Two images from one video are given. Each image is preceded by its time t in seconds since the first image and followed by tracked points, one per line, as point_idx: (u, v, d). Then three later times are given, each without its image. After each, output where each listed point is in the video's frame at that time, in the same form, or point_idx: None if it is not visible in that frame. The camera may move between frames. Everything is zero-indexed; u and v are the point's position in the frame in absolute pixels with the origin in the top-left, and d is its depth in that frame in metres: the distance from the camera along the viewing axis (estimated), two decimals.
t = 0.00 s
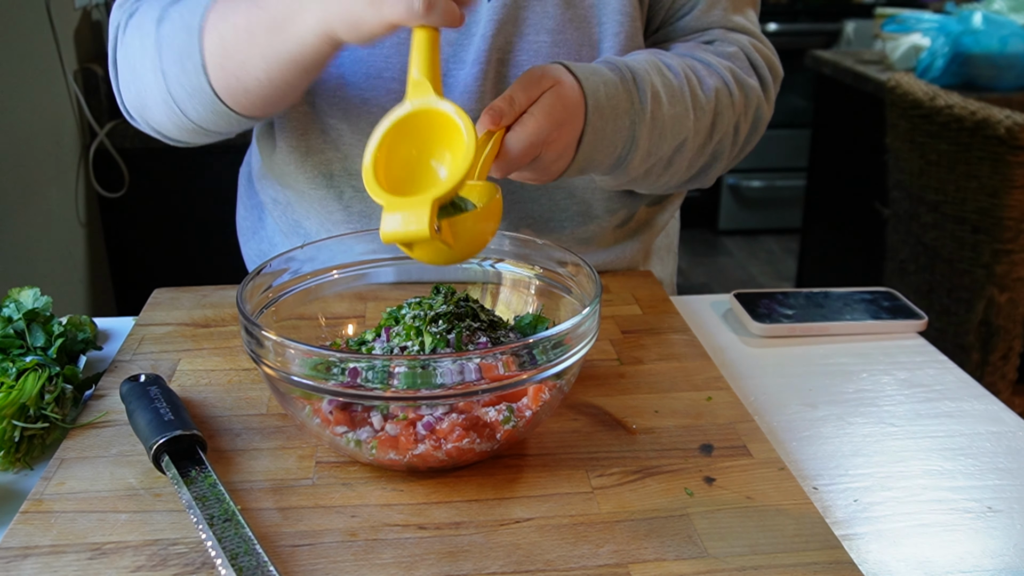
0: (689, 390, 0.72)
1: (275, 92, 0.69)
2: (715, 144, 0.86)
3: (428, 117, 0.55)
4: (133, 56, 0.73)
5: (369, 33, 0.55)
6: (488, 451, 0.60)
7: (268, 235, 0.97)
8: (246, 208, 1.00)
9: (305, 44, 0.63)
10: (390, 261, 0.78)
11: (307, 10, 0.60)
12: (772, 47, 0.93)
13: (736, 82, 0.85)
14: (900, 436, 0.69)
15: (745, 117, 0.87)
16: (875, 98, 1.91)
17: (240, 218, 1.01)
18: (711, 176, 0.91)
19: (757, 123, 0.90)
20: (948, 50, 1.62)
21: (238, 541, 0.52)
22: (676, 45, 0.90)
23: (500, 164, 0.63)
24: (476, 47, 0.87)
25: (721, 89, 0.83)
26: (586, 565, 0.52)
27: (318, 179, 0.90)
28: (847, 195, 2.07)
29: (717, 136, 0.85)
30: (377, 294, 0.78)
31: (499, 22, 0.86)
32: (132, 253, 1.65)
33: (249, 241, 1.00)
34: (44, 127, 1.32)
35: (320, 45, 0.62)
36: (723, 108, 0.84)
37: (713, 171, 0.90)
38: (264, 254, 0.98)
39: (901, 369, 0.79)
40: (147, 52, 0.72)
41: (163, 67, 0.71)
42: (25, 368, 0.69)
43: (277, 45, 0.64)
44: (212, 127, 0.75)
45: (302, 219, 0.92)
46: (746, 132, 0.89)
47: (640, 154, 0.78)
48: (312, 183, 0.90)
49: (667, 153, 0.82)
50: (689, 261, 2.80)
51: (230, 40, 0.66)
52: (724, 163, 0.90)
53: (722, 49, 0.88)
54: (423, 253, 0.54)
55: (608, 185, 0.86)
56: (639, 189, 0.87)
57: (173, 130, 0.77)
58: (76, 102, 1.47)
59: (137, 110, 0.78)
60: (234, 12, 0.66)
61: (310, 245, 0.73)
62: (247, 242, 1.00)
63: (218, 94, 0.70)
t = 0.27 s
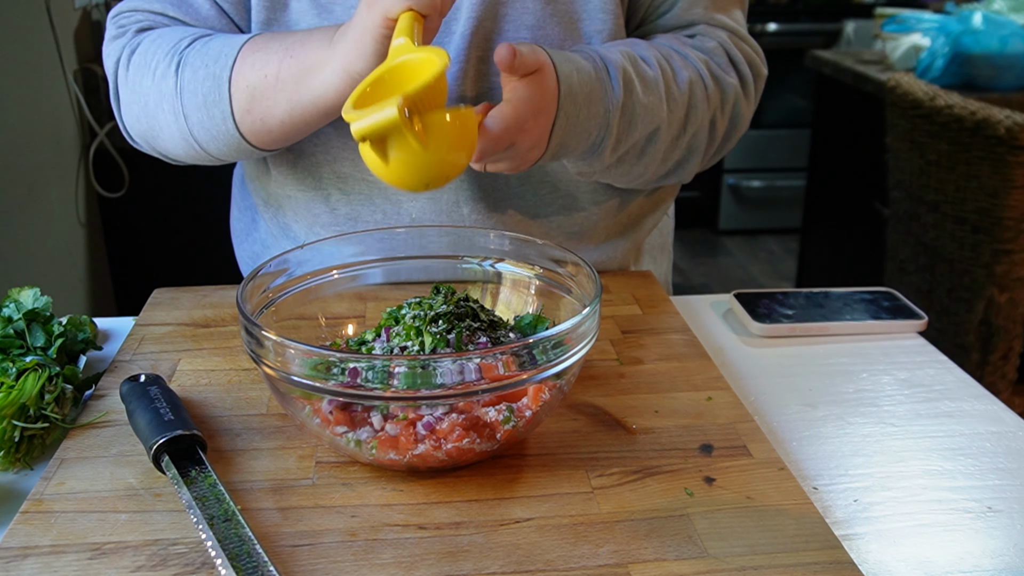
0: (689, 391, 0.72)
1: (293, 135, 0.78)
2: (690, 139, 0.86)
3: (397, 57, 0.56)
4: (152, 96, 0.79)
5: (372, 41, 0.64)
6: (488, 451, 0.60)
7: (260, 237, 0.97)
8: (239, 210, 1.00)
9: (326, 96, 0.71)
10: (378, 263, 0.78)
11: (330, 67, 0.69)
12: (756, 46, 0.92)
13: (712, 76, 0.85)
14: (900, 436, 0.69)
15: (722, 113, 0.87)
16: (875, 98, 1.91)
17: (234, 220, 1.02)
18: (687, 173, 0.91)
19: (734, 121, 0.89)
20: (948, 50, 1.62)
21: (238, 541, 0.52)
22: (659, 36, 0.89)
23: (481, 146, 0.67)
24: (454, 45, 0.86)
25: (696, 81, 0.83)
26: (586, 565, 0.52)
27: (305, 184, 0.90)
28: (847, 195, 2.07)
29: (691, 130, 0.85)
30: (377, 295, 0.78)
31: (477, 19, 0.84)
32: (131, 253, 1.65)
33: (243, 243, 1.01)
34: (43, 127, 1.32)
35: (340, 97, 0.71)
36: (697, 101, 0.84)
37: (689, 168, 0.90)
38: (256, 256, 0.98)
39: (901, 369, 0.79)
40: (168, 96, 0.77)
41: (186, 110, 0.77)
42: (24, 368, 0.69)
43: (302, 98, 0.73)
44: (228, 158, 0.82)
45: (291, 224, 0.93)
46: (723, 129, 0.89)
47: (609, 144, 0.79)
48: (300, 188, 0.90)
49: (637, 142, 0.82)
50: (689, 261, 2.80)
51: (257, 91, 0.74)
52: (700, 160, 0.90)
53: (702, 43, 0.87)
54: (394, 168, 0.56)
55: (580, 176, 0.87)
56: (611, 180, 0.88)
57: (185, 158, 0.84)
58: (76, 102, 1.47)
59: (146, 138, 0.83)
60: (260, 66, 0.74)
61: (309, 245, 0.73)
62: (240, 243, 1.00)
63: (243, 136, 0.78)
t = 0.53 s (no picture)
0: (689, 390, 0.72)
1: (283, 159, 0.79)
2: (669, 143, 0.86)
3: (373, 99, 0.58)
4: (145, 109, 0.79)
5: (364, 79, 0.65)
6: (488, 451, 0.60)
7: (255, 237, 0.97)
8: (236, 209, 1.01)
9: (318, 130, 0.73)
10: (371, 263, 0.77)
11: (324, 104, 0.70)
12: (745, 50, 0.92)
13: (693, 81, 0.85)
14: (900, 436, 0.69)
15: (703, 118, 0.87)
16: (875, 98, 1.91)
17: (230, 220, 1.02)
18: (667, 177, 0.91)
19: (718, 125, 0.89)
20: (948, 50, 1.62)
21: (238, 541, 0.52)
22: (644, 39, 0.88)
23: (456, 158, 0.65)
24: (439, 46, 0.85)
25: (675, 86, 0.83)
26: (586, 565, 0.52)
27: (297, 185, 0.90)
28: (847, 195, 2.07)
29: (668, 135, 0.85)
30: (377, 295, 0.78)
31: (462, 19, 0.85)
32: (131, 253, 1.66)
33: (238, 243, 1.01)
34: (44, 127, 1.32)
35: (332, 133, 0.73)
36: (676, 106, 0.84)
37: (671, 172, 0.90)
38: (252, 256, 0.98)
39: (901, 369, 0.79)
40: (162, 110, 0.78)
41: (179, 127, 0.78)
42: (25, 368, 0.69)
43: (296, 130, 0.74)
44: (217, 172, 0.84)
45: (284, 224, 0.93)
46: (705, 132, 0.89)
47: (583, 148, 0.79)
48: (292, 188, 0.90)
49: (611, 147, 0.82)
50: (689, 261, 2.80)
51: (252, 117, 0.75)
52: (682, 164, 0.90)
53: (686, 46, 0.87)
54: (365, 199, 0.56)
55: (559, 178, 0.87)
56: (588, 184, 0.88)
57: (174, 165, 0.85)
58: (76, 102, 1.47)
59: (137, 142, 0.85)
60: (257, 94, 0.74)
61: (309, 245, 0.73)
62: (237, 243, 1.01)
63: (234, 157, 0.79)
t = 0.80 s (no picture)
0: (689, 391, 0.72)
1: (292, 191, 0.80)
2: (664, 154, 0.86)
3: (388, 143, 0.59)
4: (156, 130, 0.80)
5: (377, 126, 0.66)
6: (488, 451, 0.60)
7: (253, 238, 0.98)
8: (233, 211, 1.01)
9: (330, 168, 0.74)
10: (369, 263, 0.78)
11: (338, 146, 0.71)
12: (744, 55, 0.91)
13: (689, 91, 0.85)
14: (900, 436, 0.69)
15: (699, 128, 0.87)
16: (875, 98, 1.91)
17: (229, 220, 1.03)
18: (664, 186, 0.91)
19: (715, 133, 0.89)
20: (948, 50, 1.62)
21: (238, 541, 0.52)
22: (643, 46, 0.88)
23: (457, 183, 0.64)
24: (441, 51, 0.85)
25: (671, 97, 0.83)
26: (586, 565, 0.52)
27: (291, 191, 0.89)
28: (847, 195, 2.07)
29: (664, 147, 0.85)
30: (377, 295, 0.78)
31: (464, 25, 0.84)
32: (131, 253, 1.66)
33: (236, 243, 1.01)
34: (44, 127, 1.32)
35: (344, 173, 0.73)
36: (671, 118, 0.84)
37: (666, 181, 0.90)
38: (246, 257, 0.99)
39: (901, 369, 0.79)
40: (173, 132, 0.78)
41: (189, 151, 0.78)
42: (25, 368, 0.69)
43: (307, 167, 0.75)
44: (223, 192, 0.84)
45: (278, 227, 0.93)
46: (702, 140, 0.89)
47: (578, 162, 0.79)
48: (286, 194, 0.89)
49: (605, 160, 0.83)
50: (689, 261, 2.80)
51: (264, 150, 0.76)
52: (678, 173, 0.91)
53: (684, 55, 0.87)
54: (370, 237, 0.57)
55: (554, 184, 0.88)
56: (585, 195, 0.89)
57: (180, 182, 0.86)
58: (76, 102, 1.47)
59: (145, 155, 0.85)
60: (270, 130, 0.75)
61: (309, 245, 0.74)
62: (233, 243, 1.01)
63: (243, 186, 0.80)
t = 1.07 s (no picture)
0: (690, 391, 0.72)
1: (287, 181, 0.80)
2: (668, 161, 0.86)
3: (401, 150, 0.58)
4: (153, 117, 0.79)
5: (382, 121, 0.66)
6: (488, 451, 0.60)
7: (253, 238, 0.98)
8: (233, 211, 1.01)
9: (326, 158, 0.73)
10: (369, 264, 0.78)
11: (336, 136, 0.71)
12: (748, 56, 0.92)
13: (695, 98, 0.85)
14: (900, 436, 0.69)
15: (705, 134, 0.87)
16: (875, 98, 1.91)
17: (229, 221, 1.03)
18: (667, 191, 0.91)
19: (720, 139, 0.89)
20: (948, 50, 1.62)
21: (238, 541, 0.52)
22: (650, 50, 0.88)
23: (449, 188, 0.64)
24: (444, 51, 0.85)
25: (676, 104, 0.83)
26: (587, 565, 0.52)
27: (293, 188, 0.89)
28: (847, 195, 2.07)
29: (669, 155, 0.85)
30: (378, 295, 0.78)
31: (466, 27, 0.84)
32: (131, 253, 1.66)
33: (236, 243, 1.01)
34: (43, 127, 1.32)
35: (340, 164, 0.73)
36: (676, 125, 0.83)
37: (669, 185, 0.90)
38: (246, 257, 0.99)
39: (901, 369, 0.79)
40: (170, 120, 0.78)
41: (185, 138, 0.78)
42: (25, 368, 0.69)
43: (305, 157, 0.74)
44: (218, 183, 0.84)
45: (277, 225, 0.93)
46: (708, 146, 0.89)
47: (582, 171, 0.80)
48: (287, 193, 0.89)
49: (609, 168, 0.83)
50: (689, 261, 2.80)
51: (261, 137, 0.75)
52: (682, 178, 0.90)
53: (691, 59, 0.87)
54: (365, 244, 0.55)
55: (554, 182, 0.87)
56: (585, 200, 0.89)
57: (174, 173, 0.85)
58: (76, 102, 1.47)
59: (140, 145, 0.84)
60: (268, 118, 0.75)
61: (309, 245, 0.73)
62: (234, 243, 1.02)
63: (238, 174, 0.79)
